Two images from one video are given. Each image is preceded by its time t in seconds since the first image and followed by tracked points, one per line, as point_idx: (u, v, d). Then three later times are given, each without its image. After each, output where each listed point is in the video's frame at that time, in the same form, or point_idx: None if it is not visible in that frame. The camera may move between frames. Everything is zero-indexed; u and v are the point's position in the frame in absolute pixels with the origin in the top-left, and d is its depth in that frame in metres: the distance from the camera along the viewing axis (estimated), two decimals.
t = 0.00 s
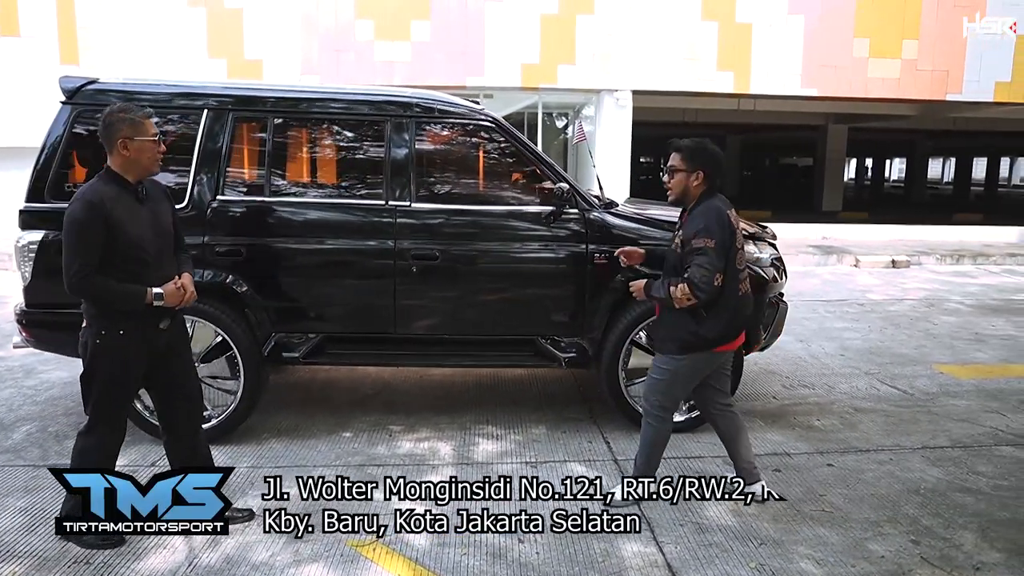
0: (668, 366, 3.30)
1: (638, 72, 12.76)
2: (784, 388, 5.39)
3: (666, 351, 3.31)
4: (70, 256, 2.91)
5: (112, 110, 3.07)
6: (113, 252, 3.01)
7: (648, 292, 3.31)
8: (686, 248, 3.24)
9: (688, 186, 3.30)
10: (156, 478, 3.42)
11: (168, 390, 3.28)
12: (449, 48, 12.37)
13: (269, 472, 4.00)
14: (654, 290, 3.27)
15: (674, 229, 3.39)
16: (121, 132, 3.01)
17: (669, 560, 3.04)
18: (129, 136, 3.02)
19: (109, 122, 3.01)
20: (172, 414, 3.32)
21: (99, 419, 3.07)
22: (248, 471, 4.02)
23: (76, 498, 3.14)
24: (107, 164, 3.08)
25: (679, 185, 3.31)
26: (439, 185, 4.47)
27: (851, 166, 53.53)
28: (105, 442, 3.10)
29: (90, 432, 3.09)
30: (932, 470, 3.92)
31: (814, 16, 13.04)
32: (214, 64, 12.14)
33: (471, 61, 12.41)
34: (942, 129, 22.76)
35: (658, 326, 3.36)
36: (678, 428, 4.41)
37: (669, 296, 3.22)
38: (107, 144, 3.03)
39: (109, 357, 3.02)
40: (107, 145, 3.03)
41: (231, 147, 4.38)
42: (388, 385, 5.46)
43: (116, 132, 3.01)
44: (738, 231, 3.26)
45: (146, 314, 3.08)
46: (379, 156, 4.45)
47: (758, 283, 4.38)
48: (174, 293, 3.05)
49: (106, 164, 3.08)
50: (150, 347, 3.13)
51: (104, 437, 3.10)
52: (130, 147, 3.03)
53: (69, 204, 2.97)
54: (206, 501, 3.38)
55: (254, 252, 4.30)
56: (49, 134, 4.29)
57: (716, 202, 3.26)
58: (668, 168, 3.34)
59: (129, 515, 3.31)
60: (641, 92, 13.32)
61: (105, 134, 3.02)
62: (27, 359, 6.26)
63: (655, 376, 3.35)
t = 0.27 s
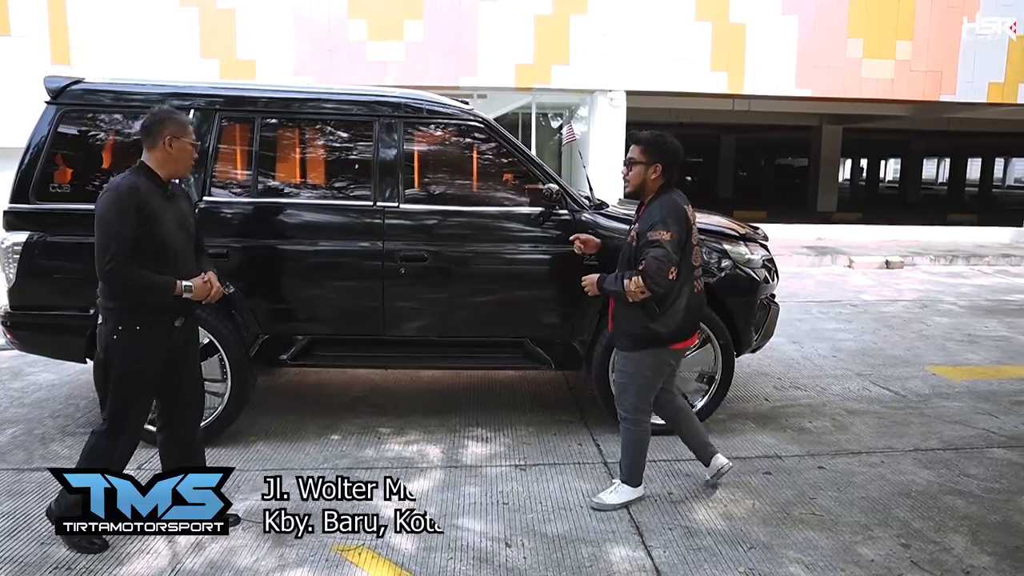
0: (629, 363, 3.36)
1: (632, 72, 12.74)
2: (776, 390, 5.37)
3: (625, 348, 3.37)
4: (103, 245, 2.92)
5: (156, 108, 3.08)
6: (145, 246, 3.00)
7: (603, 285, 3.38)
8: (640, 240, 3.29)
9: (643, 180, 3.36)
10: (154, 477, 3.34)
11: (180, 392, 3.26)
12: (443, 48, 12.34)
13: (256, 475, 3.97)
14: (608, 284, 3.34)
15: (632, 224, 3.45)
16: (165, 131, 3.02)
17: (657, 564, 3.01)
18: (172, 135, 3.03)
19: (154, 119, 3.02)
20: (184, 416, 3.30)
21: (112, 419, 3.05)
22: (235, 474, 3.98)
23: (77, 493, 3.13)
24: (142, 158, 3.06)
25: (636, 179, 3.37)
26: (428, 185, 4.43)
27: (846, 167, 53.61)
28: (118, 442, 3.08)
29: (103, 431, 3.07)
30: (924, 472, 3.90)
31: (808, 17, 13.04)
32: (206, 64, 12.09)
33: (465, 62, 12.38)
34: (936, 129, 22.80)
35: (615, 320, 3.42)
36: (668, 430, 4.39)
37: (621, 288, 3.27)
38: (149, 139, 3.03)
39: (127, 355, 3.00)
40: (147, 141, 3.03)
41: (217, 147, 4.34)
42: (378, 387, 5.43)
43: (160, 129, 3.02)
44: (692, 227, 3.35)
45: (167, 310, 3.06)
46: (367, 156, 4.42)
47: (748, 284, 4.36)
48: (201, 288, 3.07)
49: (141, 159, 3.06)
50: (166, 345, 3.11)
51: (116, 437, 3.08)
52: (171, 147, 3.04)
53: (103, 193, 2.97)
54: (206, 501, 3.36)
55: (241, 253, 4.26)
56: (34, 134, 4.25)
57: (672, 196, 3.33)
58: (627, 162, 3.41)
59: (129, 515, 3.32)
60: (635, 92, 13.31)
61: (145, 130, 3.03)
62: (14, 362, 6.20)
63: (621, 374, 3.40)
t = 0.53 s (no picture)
0: (614, 364, 3.36)
1: (630, 72, 12.72)
2: (774, 392, 5.35)
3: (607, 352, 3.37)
4: (134, 245, 2.95)
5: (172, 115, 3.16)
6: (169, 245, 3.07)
7: (581, 284, 3.37)
8: (620, 239, 3.29)
9: (619, 179, 3.36)
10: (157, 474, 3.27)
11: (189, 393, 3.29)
12: (440, 49, 12.33)
13: (250, 477, 3.95)
14: (587, 283, 3.34)
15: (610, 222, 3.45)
16: (183, 139, 3.12)
17: (651, 567, 2.99)
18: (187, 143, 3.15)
19: (172, 125, 3.10)
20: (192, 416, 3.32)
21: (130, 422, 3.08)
22: (229, 476, 3.96)
23: (78, 496, 3.07)
24: (152, 160, 3.11)
25: (612, 178, 3.37)
26: (423, 186, 4.41)
27: (847, 167, 53.61)
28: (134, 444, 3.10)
29: (120, 434, 3.08)
30: (920, 475, 3.88)
31: (806, 17, 13.02)
32: (204, 65, 12.09)
33: (463, 62, 12.37)
34: (936, 130, 22.79)
35: (595, 319, 3.42)
36: (664, 432, 4.38)
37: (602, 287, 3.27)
38: (167, 142, 3.09)
39: (150, 356, 3.04)
40: (161, 146, 3.09)
41: (212, 147, 4.32)
42: (374, 389, 5.41)
43: (180, 136, 3.12)
44: (671, 226, 3.34)
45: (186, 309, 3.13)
46: (362, 157, 4.40)
47: (745, 286, 4.34)
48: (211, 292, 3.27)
49: (149, 162, 3.11)
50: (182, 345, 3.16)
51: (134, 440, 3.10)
52: (186, 156, 3.16)
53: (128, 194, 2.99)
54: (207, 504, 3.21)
55: (235, 254, 4.24)
56: (27, 134, 4.22)
57: (649, 195, 3.33)
58: (603, 160, 3.40)
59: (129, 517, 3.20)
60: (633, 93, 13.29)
61: (160, 133, 3.08)
62: (10, 363, 6.18)
63: (606, 375, 3.40)
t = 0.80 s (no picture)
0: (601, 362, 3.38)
1: (631, 73, 12.71)
2: (772, 392, 5.34)
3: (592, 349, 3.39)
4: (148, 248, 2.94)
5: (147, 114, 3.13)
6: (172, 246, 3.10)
7: (572, 282, 3.34)
8: (613, 236, 3.30)
9: (603, 178, 3.40)
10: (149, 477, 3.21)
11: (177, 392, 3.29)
12: (441, 49, 12.32)
13: (247, 476, 3.95)
14: (579, 280, 3.31)
15: (595, 221, 3.46)
16: (166, 138, 3.13)
17: (647, 567, 2.98)
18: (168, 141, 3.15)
19: (153, 124, 3.10)
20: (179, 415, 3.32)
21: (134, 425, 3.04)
22: (225, 476, 3.96)
23: (76, 506, 2.99)
24: (134, 158, 3.08)
25: (596, 177, 3.41)
26: (421, 186, 4.41)
27: (848, 167, 53.55)
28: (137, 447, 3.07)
29: (124, 438, 3.03)
30: (919, 475, 3.86)
31: (807, 17, 13.01)
32: (205, 65, 12.10)
33: (463, 62, 12.37)
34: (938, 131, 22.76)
35: (585, 318, 3.40)
36: (662, 432, 4.36)
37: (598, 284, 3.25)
38: (148, 142, 3.07)
39: (156, 357, 3.04)
40: (142, 145, 3.07)
41: (209, 147, 4.32)
42: (372, 388, 5.40)
43: (160, 134, 3.11)
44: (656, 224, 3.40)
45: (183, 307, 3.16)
46: (360, 156, 4.39)
47: (743, 286, 4.33)
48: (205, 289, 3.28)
49: (131, 160, 3.07)
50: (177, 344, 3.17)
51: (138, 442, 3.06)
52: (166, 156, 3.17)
53: (129, 196, 2.95)
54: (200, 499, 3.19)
55: (232, 254, 4.23)
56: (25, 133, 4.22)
57: (633, 193, 3.38)
58: (585, 159, 3.44)
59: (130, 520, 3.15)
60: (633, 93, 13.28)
61: (144, 132, 3.06)
62: (9, 362, 6.19)
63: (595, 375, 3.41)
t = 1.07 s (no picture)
0: (586, 354, 3.40)
1: (637, 73, 12.70)
2: (777, 393, 5.32)
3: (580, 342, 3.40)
4: (110, 255, 2.86)
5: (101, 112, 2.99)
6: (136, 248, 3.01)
7: (565, 276, 3.32)
8: (607, 232, 3.33)
9: (593, 174, 3.42)
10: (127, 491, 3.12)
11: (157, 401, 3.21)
12: (447, 49, 12.34)
13: (251, 474, 3.96)
14: (572, 274, 3.31)
15: (583, 217, 3.47)
16: (124, 137, 3.01)
17: (650, 567, 2.98)
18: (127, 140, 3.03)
19: (107, 123, 2.96)
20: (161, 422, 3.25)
21: (109, 435, 2.96)
22: (229, 473, 3.97)
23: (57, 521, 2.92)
24: (90, 162, 2.96)
25: (584, 173, 3.42)
26: (426, 186, 4.41)
27: (856, 168, 53.39)
28: (114, 460, 2.99)
29: (98, 450, 2.95)
30: (924, 476, 3.85)
31: (814, 17, 12.97)
32: (212, 65, 12.14)
33: (469, 63, 12.38)
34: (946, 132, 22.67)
35: (573, 311, 3.39)
36: (666, 433, 4.36)
37: (596, 279, 3.25)
38: (105, 143, 2.96)
39: (128, 364, 2.96)
40: (99, 145, 2.95)
41: (215, 146, 4.34)
42: (376, 387, 5.41)
43: (116, 134, 2.98)
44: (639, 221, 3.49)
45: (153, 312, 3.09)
46: (365, 155, 4.40)
47: (748, 285, 4.32)
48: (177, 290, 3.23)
49: (86, 163, 2.96)
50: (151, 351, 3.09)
51: (115, 452, 2.99)
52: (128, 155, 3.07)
53: (85, 200, 2.85)
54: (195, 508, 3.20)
55: (238, 252, 4.25)
56: (32, 132, 4.24)
57: (619, 191, 3.44)
58: (575, 154, 3.44)
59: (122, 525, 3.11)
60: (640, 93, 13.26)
61: (99, 133, 2.94)
62: (17, 360, 6.23)
63: (584, 370, 3.42)
